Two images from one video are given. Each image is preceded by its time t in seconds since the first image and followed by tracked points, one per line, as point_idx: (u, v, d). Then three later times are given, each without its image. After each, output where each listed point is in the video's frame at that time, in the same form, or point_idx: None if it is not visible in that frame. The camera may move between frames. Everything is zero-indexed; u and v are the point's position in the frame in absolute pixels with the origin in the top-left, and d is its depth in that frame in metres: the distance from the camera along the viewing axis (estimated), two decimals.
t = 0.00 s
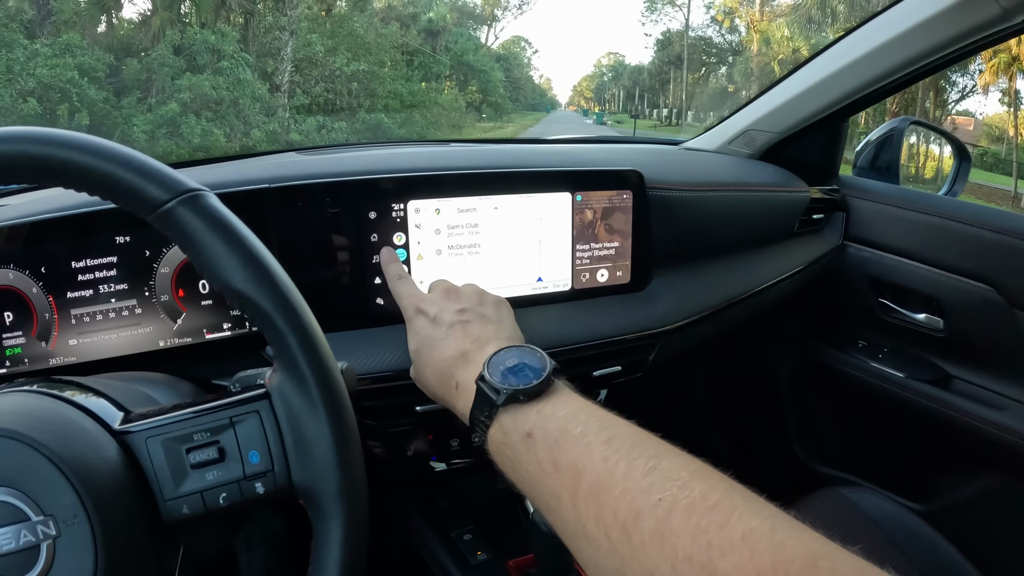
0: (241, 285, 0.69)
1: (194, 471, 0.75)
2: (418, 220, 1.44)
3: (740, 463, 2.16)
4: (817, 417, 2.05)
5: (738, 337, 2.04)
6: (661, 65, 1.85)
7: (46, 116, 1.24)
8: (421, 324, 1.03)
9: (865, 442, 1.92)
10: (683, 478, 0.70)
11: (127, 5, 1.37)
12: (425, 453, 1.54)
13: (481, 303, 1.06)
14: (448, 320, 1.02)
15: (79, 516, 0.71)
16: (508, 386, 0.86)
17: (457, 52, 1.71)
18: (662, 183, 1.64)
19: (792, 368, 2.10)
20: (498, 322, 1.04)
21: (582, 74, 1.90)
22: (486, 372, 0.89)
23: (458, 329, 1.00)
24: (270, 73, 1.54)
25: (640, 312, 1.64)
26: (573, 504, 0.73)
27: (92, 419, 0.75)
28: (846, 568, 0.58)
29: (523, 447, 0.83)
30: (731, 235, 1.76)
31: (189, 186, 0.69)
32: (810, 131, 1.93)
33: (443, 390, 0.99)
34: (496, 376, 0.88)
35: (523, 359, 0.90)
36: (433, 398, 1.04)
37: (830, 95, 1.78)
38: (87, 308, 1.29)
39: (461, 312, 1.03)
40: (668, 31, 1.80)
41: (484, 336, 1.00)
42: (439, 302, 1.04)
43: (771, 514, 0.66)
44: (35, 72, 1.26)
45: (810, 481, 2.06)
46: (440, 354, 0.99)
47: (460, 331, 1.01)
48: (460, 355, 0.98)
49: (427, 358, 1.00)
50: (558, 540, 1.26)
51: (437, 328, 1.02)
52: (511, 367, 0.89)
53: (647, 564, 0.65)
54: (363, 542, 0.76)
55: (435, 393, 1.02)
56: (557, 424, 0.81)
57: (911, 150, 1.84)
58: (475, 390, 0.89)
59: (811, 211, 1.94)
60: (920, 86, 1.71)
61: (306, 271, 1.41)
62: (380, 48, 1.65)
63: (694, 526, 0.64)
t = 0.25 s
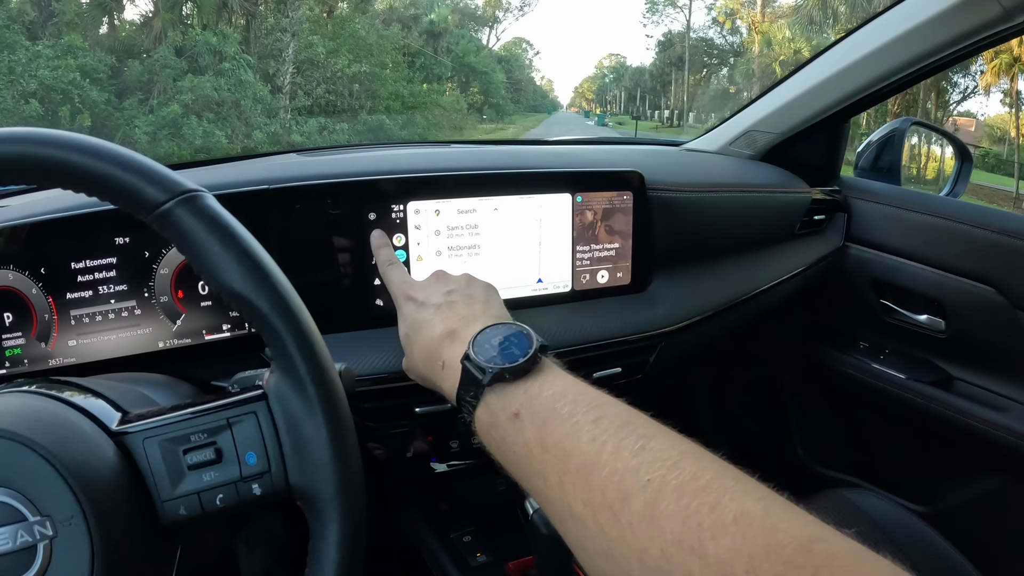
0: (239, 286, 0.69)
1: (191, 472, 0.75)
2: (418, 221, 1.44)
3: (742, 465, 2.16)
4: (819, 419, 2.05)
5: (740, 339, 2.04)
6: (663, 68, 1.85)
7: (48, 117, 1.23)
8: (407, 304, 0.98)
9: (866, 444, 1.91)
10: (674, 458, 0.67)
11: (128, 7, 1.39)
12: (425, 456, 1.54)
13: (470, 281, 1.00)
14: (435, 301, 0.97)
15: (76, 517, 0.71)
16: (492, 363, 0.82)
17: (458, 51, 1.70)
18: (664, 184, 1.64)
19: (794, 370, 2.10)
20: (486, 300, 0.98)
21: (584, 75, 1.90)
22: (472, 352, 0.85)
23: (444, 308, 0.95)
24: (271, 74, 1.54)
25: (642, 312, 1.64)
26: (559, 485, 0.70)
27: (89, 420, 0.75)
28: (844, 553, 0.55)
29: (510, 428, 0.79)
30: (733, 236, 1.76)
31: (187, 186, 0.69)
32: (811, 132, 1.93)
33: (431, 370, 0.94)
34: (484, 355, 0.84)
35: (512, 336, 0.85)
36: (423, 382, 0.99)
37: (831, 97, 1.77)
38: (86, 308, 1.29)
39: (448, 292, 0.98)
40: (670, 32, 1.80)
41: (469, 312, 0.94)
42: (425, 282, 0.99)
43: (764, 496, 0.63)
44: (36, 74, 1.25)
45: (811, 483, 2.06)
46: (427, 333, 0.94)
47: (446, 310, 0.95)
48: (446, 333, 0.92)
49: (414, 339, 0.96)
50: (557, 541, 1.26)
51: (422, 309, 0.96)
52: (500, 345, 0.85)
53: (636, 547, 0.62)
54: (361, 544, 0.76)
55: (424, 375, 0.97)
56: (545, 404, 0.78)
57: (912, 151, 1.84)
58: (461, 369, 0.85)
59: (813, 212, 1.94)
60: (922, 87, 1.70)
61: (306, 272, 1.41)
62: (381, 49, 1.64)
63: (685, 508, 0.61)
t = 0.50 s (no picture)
0: (242, 287, 0.70)
1: (195, 471, 0.76)
2: (419, 222, 1.45)
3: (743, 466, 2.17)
4: (819, 420, 2.06)
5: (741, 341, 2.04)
6: (665, 70, 1.86)
7: (49, 117, 1.23)
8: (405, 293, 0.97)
9: (865, 445, 1.93)
10: (663, 441, 0.67)
11: (131, 7, 1.42)
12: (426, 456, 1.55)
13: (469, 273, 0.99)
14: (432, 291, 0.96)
15: (81, 514, 0.71)
16: (484, 346, 0.81)
17: (461, 51, 1.70)
18: (665, 185, 1.65)
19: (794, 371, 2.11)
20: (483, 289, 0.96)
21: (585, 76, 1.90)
22: (466, 335, 0.84)
23: (442, 298, 0.94)
24: (273, 76, 1.55)
25: (641, 312, 1.64)
26: (549, 468, 0.70)
27: (93, 419, 0.76)
28: (831, 534, 0.56)
29: (502, 412, 0.78)
30: (733, 237, 1.77)
31: (191, 187, 0.69)
32: (811, 133, 1.93)
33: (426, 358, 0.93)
34: (475, 338, 0.82)
35: (504, 321, 0.84)
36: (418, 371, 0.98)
37: (832, 97, 1.78)
38: (90, 309, 1.29)
39: (446, 282, 0.97)
40: (670, 33, 1.80)
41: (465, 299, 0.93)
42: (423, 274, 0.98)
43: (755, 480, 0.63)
44: (38, 74, 1.25)
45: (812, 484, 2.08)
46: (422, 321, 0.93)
47: (443, 299, 0.94)
48: (441, 319, 0.91)
49: (411, 328, 0.95)
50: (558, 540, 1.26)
51: (419, 298, 0.95)
52: (492, 330, 0.83)
53: (625, 529, 0.62)
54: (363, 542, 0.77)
55: (419, 363, 0.95)
56: (537, 387, 0.77)
57: (913, 151, 1.83)
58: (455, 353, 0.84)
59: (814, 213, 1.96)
60: (922, 86, 1.71)
61: (307, 272, 1.42)
62: (382, 50, 1.65)
63: (673, 489, 0.61)
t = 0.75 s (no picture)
0: (268, 301, 0.71)
1: (223, 484, 0.77)
2: (433, 232, 1.46)
3: (749, 470, 2.17)
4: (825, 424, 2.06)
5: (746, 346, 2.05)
6: (665, 70, 1.89)
7: (53, 119, 1.28)
8: (462, 351, 1.01)
9: (871, 448, 1.93)
10: (736, 512, 0.73)
11: (133, 9, 1.42)
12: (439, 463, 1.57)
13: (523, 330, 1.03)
14: (490, 350, 0.99)
15: (110, 528, 0.73)
16: (559, 424, 0.85)
17: (464, 54, 1.72)
18: (674, 194, 1.67)
19: (800, 375, 2.11)
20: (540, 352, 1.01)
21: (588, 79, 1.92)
22: (539, 408, 0.88)
23: (503, 361, 0.98)
24: (276, 76, 1.57)
25: (651, 318, 1.65)
26: (626, 536, 0.75)
27: (119, 432, 0.77)
28: None
29: (575, 480, 0.83)
30: (739, 242, 1.77)
31: (217, 203, 0.71)
32: (817, 140, 1.93)
33: (487, 420, 0.97)
34: (549, 412, 0.87)
35: (574, 395, 0.89)
36: (472, 423, 1.02)
37: (839, 105, 1.78)
38: (105, 317, 1.31)
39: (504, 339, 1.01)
40: (672, 34, 1.83)
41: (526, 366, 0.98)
42: (479, 328, 1.01)
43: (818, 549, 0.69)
44: (41, 75, 1.30)
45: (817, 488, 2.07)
46: (485, 387, 0.97)
47: (504, 364, 0.98)
48: (507, 392, 0.95)
49: (470, 388, 0.98)
50: (572, 546, 1.27)
51: (479, 358, 0.99)
52: (563, 404, 0.88)
53: None
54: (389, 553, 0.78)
55: (477, 422, 1.00)
56: (610, 460, 0.82)
57: (917, 156, 1.85)
58: (527, 426, 0.88)
59: (820, 220, 1.95)
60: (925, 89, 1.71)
61: (321, 280, 1.43)
62: (385, 52, 1.67)
63: (749, 559, 0.67)
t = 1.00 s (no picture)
0: (268, 300, 0.70)
1: (221, 484, 0.77)
2: (433, 231, 1.46)
3: (750, 471, 2.15)
4: (827, 425, 2.05)
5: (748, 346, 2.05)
6: (666, 71, 1.88)
7: (54, 121, 1.25)
8: (511, 387, 1.06)
9: (875, 449, 1.91)
10: (773, 562, 0.79)
11: (135, 11, 1.40)
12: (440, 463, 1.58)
13: (568, 373, 1.09)
14: (536, 389, 1.05)
15: (107, 528, 0.72)
16: (607, 463, 0.92)
17: (464, 55, 1.73)
18: (674, 194, 1.67)
19: (802, 375, 2.11)
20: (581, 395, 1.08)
21: (589, 79, 1.92)
22: (586, 447, 0.94)
23: (549, 401, 1.03)
24: (277, 77, 1.56)
25: (653, 320, 1.65)
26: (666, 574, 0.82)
27: (117, 432, 0.77)
28: None
29: (618, 520, 0.89)
30: (741, 243, 1.77)
31: (217, 202, 0.70)
32: (819, 140, 1.93)
33: (528, 456, 1.02)
34: (598, 453, 0.93)
35: (621, 440, 0.96)
36: (509, 456, 1.06)
37: (840, 105, 1.78)
38: (104, 317, 1.31)
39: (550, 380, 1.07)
40: (674, 36, 1.80)
41: (571, 409, 1.04)
42: (528, 367, 1.08)
43: None
44: (43, 77, 1.28)
45: (819, 489, 2.06)
46: (529, 424, 1.02)
47: (550, 402, 1.03)
48: (552, 430, 1.00)
49: (515, 423, 1.03)
50: (573, 548, 1.27)
51: (526, 394, 1.05)
52: (610, 448, 0.94)
53: None
54: (388, 554, 0.77)
55: (516, 457, 1.04)
56: (652, 503, 0.89)
57: (918, 156, 1.85)
58: (574, 464, 0.94)
59: (821, 219, 1.93)
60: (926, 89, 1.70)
61: (321, 280, 1.43)
62: (386, 53, 1.67)
63: None
